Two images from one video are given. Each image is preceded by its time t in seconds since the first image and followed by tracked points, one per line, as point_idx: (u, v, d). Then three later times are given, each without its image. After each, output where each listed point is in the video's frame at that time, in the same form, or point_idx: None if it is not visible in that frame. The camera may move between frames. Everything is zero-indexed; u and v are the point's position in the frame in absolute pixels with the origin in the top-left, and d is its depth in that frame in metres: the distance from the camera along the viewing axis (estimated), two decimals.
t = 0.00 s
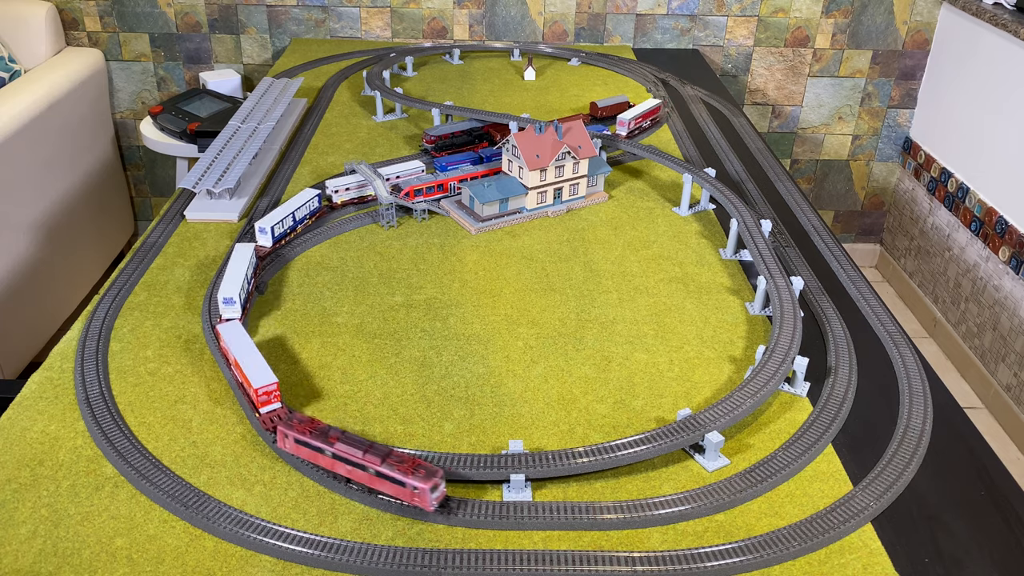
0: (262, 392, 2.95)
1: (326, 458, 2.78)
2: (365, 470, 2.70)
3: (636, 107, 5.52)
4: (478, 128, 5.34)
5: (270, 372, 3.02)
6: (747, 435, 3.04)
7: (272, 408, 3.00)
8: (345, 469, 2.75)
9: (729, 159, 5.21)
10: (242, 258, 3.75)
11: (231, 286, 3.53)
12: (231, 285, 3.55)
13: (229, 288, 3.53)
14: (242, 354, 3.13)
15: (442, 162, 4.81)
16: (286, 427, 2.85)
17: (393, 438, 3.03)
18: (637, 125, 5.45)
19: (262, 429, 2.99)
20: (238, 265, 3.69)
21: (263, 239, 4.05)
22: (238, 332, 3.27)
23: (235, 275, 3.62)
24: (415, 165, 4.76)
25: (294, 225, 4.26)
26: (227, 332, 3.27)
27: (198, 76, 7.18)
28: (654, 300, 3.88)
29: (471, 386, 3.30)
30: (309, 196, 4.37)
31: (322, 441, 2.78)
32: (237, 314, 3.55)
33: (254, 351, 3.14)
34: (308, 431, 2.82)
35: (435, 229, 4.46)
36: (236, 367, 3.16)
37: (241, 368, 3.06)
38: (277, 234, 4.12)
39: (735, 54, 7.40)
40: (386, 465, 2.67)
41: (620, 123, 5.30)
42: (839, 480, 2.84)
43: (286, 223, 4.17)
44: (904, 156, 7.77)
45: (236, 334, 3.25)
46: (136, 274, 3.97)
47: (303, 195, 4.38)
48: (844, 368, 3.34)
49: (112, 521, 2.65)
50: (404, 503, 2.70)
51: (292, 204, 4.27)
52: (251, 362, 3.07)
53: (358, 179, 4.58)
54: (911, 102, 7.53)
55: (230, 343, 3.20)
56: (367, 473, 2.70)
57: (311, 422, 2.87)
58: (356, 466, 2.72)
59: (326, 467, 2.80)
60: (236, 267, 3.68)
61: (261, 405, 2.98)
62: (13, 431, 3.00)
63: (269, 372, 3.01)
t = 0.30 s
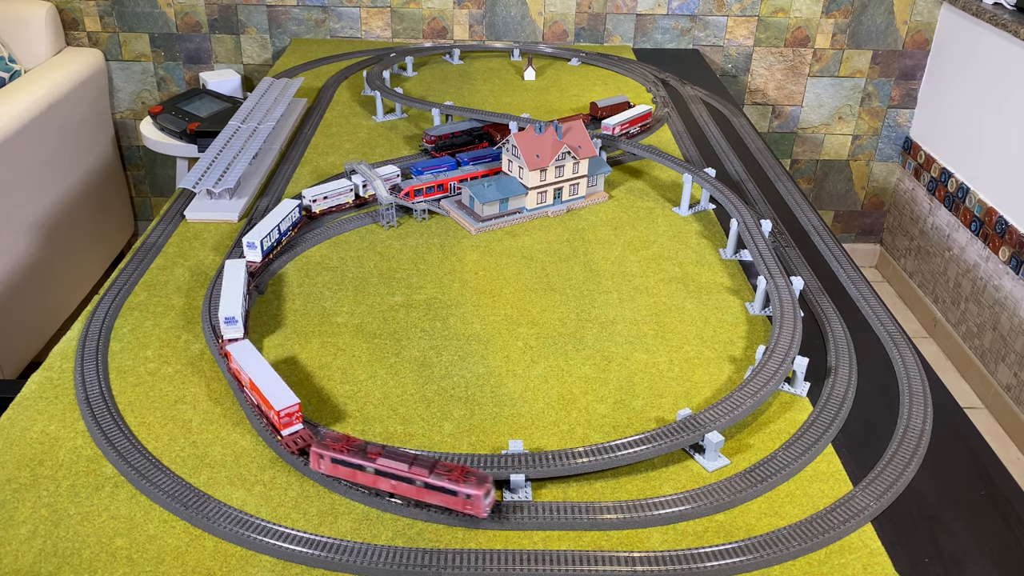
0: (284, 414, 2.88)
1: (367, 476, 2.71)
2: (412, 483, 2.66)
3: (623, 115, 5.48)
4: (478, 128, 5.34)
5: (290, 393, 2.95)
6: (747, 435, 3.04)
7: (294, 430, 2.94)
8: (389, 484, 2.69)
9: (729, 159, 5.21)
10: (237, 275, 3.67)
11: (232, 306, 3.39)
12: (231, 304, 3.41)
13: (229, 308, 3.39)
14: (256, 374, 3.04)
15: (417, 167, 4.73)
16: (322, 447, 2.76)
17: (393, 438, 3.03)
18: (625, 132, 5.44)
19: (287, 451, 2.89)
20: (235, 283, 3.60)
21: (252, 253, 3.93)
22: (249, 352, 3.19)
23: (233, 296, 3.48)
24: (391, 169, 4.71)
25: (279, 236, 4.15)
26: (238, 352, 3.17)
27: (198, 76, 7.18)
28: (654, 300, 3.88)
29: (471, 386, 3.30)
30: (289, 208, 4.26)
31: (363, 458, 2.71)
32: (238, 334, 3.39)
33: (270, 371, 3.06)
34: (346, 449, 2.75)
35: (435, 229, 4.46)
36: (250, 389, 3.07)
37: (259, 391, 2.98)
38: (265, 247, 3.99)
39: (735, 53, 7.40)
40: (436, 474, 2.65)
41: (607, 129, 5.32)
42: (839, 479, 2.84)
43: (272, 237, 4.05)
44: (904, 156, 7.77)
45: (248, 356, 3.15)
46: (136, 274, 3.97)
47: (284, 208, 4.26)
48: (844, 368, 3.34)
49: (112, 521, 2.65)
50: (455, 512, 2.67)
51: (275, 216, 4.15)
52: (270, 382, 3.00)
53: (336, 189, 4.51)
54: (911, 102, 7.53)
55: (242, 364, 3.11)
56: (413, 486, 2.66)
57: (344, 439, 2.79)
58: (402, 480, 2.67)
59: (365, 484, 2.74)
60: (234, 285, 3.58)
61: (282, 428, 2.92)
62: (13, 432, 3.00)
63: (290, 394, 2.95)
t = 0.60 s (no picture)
0: (314, 433, 2.80)
1: (414, 488, 2.66)
2: (463, 491, 2.63)
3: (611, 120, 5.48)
4: (478, 128, 5.34)
5: (316, 412, 2.87)
6: (747, 435, 3.04)
7: (323, 449, 2.86)
8: (437, 495, 2.65)
9: (729, 159, 5.21)
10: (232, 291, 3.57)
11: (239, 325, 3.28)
12: (237, 324, 3.30)
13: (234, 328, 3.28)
14: (276, 395, 2.94)
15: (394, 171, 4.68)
16: (363, 463, 2.69)
17: (393, 438, 3.03)
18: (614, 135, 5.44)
19: (320, 473, 2.81)
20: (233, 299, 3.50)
21: (243, 269, 3.81)
22: (264, 371, 3.06)
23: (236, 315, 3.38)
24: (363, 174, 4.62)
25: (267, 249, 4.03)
26: (252, 373, 3.05)
27: (198, 76, 7.18)
28: (654, 300, 3.88)
29: (471, 386, 3.30)
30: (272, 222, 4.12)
31: (409, 471, 2.65)
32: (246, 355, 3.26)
33: (290, 390, 2.96)
34: (390, 464, 2.68)
35: (435, 229, 4.46)
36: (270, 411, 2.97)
37: (283, 412, 2.88)
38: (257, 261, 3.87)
39: (735, 53, 7.40)
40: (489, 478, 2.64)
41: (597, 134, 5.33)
42: (839, 479, 2.84)
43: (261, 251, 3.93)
44: (904, 156, 7.77)
45: (265, 375, 3.04)
46: (136, 274, 3.97)
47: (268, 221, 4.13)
48: (844, 368, 3.34)
49: (112, 521, 2.65)
50: (509, 516, 2.66)
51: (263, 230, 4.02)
52: (291, 403, 2.90)
53: (313, 198, 4.40)
54: (911, 102, 7.53)
55: (259, 385, 3.00)
56: (464, 494, 2.63)
57: (386, 453, 2.73)
58: (452, 489, 2.63)
59: (412, 497, 2.69)
60: (232, 297, 3.51)
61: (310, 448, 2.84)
62: (13, 432, 3.00)
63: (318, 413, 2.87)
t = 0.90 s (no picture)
0: (351, 451, 2.76)
1: (465, 496, 2.65)
2: (515, 495, 2.65)
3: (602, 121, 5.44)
4: (478, 128, 5.34)
5: (348, 431, 2.83)
6: (747, 435, 3.04)
7: (360, 466, 2.82)
8: (490, 501, 2.66)
9: (729, 159, 5.21)
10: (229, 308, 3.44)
11: (247, 345, 3.16)
12: (242, 343, 3.18)
13: (240, 347, 3.15)
14: (303, 415, 2.88)
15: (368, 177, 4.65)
16: (411, 475, 2.67)
17: (393, 438, 3.03)
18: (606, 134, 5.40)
19: (347, 485, 2.77)
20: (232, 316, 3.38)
21: (235, 287, 3.69)
22: (282, 392, 3.01)
23: (240, 333, 3.25)
24: (340, 184, 4.56)
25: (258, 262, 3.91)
26: (271, 396, 2.98)
27: (198, 76, 7.18)
28: (654, 300, 3.88)
29: (471, 387, 3.30)
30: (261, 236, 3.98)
31: (459, 479, 2.65)
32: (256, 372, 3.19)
33: (315, 411, 2.92)
34: (438, 475, 2.67)
35: (435, 229, 4.46)
36: (296, 432, 2.90)
37: (313, 432, 2.83)
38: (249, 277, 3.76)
39: (735, 53, 7.40)
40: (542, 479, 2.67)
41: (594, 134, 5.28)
42: (839, 479, 2.84)
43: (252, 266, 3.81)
44: (904, 156, 7.76)
45: (287, 399, 2.97)
46: (136, 274, 3.97)
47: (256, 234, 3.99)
48: (844, 368, 3.35)
49: (112, 521, 2.65)
50: (561, 516, 2.68)
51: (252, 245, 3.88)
52: (321, 423, 2.86)
53: (296, 210, 4.29)
54: (911, 102, 7.53)
55: (281, 407, 2.93)
56: (517, 497, 2.66)
57: (432, 465, 2.72)
58: (505, 494, 2.65)
59: (462, 506, 2.67)
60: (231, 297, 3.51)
61: (346, 467, 2.79)
62: (13, 432, 3.00)
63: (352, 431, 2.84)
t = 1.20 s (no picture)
0: (396, 465, 2.71)
1: (517, 500, 2.65)
2: (568, 496, 2.66)
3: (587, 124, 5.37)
4: (478, 128, 5.34)
5: (388, 446, 2.78)
6: (747, 435, 3.04)
7: (403, 480, 2.77)
8: (542, 503, 2.66)
9: (729, 159, 5.21)
10: (234, 327, 3.30)
11: (260, 367, 3.05)
12: (254, 365, 3.07)
13: (252, 369, 3.04)
14: (337, 434, 2.80)
15: (340, 185, 4.61)
16: (462, 482, 2.65)
17: (393, 438, 3.03)
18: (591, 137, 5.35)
19: (348, 485, 2.77)
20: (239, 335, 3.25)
21: (230, 306, 3.54)
22: (307, 413, 2.91)
23: (243, 344, 3.19)
24: (318, 194, 4.44)
25: (252, 277, 3.80)
26: (297, 418, 2.89)
27: (198, 76, 7.18)
28: (654, 300, 3.88)
29: (471, 387, 3.30)
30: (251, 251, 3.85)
31: (511, 484, 2.64)
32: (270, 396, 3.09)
33: (348, 428, 2.85)
34: (490, 480, 2.65)
35: (435, 229, 4.46)
36: (328, 452, 2.82)
37: (350, 451, 2.76)
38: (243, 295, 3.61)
39: (735, 53, 7.40)
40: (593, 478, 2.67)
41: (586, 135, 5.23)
42: (839, 479, 2.84)
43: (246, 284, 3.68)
44: (904, 156, 7.76)
45: (316, 420, 2.88)
46: (136, 274, 3.97)
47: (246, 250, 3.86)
48: (844, 368, 3.35)
49: (112, 521, 2.65)
50: (578, 516, 2.69)
51: (244, 260, 3.75)
52: (359, 441, 2.79)
53: (279, 224, 4.15)
54: (911, 102, 7.53)
55: (312, 428, 2.84)
56: (570, 499, 2.66)
57: (481, 470, 2.70)
58: (558, 496, 2.66)
59: (515, 510, 2.68)
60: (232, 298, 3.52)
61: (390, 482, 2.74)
62: (13, 432, 3.00)
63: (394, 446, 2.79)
